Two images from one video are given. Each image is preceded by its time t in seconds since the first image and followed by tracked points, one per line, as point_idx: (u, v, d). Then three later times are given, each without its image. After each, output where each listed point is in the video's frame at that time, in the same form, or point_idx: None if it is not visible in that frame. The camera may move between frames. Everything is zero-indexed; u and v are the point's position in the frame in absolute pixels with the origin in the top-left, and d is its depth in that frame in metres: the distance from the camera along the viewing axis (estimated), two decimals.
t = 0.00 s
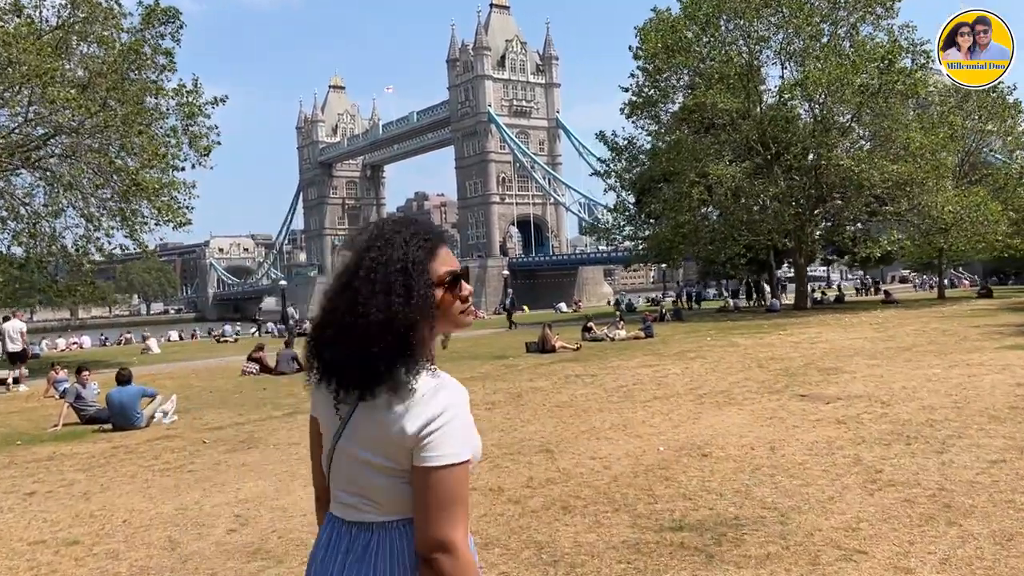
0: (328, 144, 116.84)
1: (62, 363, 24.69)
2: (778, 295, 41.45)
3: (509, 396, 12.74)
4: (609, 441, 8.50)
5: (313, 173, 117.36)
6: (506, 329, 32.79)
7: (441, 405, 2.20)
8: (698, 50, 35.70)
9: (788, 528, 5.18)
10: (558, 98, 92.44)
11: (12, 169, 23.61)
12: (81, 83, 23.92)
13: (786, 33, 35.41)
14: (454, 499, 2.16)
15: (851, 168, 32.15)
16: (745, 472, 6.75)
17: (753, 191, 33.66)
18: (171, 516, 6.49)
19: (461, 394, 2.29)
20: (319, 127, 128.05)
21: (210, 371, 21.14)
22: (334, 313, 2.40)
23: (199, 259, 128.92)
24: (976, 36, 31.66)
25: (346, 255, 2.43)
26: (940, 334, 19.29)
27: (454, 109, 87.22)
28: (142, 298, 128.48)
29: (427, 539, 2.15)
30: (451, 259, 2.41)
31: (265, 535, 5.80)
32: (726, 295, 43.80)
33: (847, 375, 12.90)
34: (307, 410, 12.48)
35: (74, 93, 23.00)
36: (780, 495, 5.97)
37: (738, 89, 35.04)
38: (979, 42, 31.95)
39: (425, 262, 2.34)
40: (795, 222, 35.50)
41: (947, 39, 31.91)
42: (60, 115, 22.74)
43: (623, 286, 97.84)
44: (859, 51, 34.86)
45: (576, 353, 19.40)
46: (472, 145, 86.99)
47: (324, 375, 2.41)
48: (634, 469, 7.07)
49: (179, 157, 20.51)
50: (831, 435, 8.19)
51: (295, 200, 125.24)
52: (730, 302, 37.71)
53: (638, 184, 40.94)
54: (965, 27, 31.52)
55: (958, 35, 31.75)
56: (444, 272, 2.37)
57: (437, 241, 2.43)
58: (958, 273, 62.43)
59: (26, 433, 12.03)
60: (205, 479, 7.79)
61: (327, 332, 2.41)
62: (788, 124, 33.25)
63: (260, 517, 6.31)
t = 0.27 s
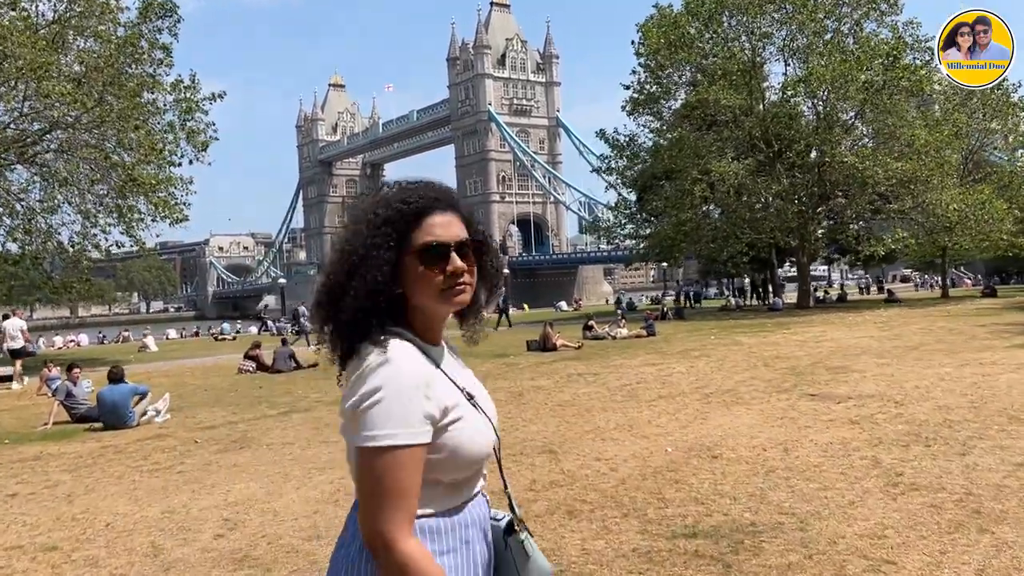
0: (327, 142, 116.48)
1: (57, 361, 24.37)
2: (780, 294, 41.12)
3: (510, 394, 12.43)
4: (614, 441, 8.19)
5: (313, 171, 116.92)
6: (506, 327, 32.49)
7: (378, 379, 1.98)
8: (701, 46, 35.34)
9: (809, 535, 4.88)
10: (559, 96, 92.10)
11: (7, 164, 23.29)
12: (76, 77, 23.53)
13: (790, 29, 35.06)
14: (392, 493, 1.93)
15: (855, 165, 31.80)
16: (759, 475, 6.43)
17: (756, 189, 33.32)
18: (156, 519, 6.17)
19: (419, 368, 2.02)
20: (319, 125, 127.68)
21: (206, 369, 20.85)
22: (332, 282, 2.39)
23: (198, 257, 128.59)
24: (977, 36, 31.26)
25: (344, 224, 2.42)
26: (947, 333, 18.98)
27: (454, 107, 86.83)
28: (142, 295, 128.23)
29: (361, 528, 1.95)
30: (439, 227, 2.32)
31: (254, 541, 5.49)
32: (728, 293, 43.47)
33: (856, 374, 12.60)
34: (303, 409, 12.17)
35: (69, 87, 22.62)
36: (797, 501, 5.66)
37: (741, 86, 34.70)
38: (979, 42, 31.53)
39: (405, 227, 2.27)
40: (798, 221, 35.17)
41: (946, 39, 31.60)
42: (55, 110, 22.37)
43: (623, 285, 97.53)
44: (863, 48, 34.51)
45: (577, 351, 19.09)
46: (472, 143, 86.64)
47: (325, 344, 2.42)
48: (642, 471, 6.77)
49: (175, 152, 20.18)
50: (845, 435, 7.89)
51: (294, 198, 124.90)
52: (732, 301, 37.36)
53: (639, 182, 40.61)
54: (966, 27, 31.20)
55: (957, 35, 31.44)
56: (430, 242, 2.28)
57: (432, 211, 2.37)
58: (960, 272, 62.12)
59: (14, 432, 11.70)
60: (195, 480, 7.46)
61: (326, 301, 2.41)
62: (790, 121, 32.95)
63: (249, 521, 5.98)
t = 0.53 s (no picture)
0: (329, 144, 116.25)
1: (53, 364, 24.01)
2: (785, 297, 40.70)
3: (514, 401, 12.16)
4: (623, 452, 7.90)
5: (315, 172, 116.55)
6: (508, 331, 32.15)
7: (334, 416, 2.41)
8: (706, 48, 35.04)
9: (833, 558, 4.63)
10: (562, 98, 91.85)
11: (6, 164, 22.99)
12: (76, 76, 23.18)
13: (796, 31, 34.76)
14: (331, 507, 2.39)
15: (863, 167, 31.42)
16: (775, 490, 6.16)
17: (762, 191, 32.94)
18: (145, 536, 5.91)
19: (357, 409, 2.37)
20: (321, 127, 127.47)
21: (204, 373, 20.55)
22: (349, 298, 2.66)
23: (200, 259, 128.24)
24: (976, 37, 31.17)
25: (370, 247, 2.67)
26: (958, 338, 18.67)
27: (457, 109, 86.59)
28: (143, 296, 127.89)
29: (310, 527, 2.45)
30: (449, 274, 2.55)
31: (246, 561, 5.22)
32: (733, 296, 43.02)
33: (868, 381, 12.31)
34: (302, 416, 11.90)
35: (67, 86, 22.28)
36: (819, 520, 5.37)
37: (747, 87, 34.40)
38: (979, 42, 31.43)
39: (416, 270, 2.52)
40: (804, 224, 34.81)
41: (947, 39, 31.42)
42: (52, 109, 22.05)
43: (626, 288, 97.14)
44: (870, 49, 34.17)
45: (581, 355, 18.80)
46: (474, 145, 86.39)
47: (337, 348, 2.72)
48: (653, 485, 6.49)
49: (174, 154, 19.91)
50: (862, 447, 7.61)
51: (297, 199, 124.61)
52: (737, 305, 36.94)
53: (644, 184, 40.24)
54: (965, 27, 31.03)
55: (957, 35, 31.27)
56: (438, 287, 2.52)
57: (446, 256, 2.59)
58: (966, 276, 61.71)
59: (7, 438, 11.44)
60: (188, 492, 7.20)
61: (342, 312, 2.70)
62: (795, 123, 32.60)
63: (242, 537, 5.71)
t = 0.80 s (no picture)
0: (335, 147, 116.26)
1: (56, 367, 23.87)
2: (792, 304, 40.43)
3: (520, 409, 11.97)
4: (633, 463, 7.71)
5: (321, 176, 116.59)
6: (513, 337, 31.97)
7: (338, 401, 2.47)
8: (714, 52, 34.85)
9: None
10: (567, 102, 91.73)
11: (10, 166, 22.92)
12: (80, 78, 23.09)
13: (804, 35, 34.63)
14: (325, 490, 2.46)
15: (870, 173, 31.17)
16: (793, 506, 5.96)
17: (769, 196, 32.72)
18: (142, 549, 5.73)
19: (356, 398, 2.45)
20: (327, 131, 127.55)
21: (208, 377, 20.40)
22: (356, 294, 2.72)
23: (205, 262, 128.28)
24: (976, 36, 31.27)
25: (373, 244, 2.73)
26: (970, 347, 18.42)
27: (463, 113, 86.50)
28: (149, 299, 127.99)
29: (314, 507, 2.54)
30: (445, 266, 2.57)
31: None
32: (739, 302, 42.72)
33: (880, 390, 12.09)
34: (306, 422, 11.72)
35: (72, 88, 22.18)
36: (839, 538, 5.18)
37: (754, 92, 34.20)
38: (978, 43, 31.41)
39: (413, 262, 2.56)
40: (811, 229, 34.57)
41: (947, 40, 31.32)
42: (57, 111, 21.95)
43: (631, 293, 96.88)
44: (878, 54, 33.96)
45: (588, 362, 18.59)
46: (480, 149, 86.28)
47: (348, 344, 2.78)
48: (666, 499, 6.30)
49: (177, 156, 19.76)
50: (879, 460, 7.40)
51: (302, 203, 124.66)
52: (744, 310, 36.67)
53: (650, 190, 40.04)
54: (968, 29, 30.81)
55: (958, 36, 31.13)
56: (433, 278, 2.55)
57: (443, 248, 2.61)
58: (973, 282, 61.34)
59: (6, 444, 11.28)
60: (189, 502, 7.03)
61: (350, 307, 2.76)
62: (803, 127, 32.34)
63: (243, 552, 5.53)
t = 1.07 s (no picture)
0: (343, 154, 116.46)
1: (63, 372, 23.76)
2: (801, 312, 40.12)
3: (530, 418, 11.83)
4: (648, 474, 7.56)
5: (328, 182, 116.75)
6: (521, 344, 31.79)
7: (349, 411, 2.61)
8: (723, 59, 34.73)
9: None
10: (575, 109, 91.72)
11: (20, 171, 22.87)
12: (90, 83, 23.05)
13: (814, 43, 34.45)
14: (334, 490, 2.59)
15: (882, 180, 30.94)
16: (814, 519, 5.81)
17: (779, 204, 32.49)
18: (148, 560, 5.60)
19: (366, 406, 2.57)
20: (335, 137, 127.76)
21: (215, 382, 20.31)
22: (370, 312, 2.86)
23: (212, 267, 128.40)
24: (975, 35, 33.62)
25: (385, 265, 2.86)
26: (985, 357, 18.18)
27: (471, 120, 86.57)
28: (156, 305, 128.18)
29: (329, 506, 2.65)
30: (447, 287, 2.68)
31: None
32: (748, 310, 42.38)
33: (896, 401, 11.90)
34: (313, 430, 11.60)
35: (82, 92, 22.17)
36: (864, 554, 5.03)
37: (764, 99, 34.03)
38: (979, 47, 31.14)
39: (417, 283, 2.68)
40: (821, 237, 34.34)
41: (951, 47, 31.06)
42: (66, 116, 21.92)
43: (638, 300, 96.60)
44: (889, 61, 33.80)
45: (597, 370, 18.43)
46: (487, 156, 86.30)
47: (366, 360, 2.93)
48: (684, 512, 6.15)
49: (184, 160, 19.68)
50: (900, 473, 7.24)
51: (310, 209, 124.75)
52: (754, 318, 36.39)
53: (659, 197, 39.85)
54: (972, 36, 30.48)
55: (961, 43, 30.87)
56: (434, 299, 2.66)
57: (446, 271, 2.72)
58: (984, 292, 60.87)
59: (12, 449, 11.18)
60: (196, 511, 6.91)
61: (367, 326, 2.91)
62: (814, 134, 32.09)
63: (252, 564, 5.41)
